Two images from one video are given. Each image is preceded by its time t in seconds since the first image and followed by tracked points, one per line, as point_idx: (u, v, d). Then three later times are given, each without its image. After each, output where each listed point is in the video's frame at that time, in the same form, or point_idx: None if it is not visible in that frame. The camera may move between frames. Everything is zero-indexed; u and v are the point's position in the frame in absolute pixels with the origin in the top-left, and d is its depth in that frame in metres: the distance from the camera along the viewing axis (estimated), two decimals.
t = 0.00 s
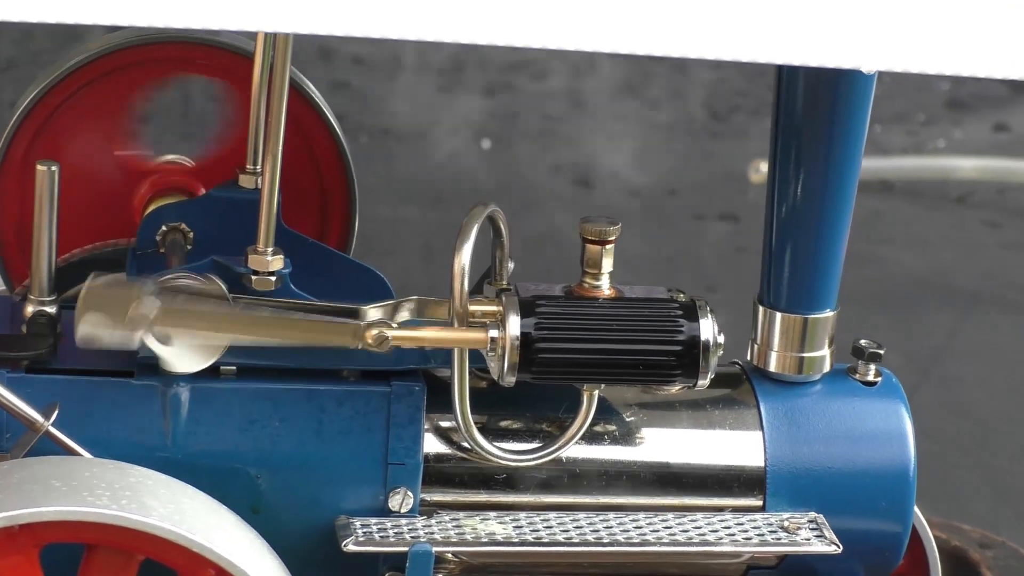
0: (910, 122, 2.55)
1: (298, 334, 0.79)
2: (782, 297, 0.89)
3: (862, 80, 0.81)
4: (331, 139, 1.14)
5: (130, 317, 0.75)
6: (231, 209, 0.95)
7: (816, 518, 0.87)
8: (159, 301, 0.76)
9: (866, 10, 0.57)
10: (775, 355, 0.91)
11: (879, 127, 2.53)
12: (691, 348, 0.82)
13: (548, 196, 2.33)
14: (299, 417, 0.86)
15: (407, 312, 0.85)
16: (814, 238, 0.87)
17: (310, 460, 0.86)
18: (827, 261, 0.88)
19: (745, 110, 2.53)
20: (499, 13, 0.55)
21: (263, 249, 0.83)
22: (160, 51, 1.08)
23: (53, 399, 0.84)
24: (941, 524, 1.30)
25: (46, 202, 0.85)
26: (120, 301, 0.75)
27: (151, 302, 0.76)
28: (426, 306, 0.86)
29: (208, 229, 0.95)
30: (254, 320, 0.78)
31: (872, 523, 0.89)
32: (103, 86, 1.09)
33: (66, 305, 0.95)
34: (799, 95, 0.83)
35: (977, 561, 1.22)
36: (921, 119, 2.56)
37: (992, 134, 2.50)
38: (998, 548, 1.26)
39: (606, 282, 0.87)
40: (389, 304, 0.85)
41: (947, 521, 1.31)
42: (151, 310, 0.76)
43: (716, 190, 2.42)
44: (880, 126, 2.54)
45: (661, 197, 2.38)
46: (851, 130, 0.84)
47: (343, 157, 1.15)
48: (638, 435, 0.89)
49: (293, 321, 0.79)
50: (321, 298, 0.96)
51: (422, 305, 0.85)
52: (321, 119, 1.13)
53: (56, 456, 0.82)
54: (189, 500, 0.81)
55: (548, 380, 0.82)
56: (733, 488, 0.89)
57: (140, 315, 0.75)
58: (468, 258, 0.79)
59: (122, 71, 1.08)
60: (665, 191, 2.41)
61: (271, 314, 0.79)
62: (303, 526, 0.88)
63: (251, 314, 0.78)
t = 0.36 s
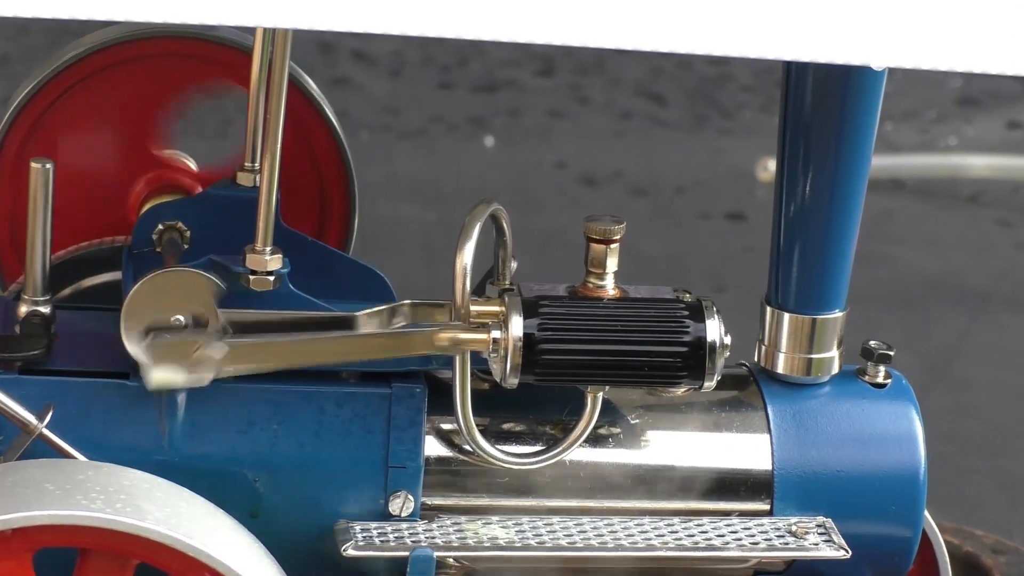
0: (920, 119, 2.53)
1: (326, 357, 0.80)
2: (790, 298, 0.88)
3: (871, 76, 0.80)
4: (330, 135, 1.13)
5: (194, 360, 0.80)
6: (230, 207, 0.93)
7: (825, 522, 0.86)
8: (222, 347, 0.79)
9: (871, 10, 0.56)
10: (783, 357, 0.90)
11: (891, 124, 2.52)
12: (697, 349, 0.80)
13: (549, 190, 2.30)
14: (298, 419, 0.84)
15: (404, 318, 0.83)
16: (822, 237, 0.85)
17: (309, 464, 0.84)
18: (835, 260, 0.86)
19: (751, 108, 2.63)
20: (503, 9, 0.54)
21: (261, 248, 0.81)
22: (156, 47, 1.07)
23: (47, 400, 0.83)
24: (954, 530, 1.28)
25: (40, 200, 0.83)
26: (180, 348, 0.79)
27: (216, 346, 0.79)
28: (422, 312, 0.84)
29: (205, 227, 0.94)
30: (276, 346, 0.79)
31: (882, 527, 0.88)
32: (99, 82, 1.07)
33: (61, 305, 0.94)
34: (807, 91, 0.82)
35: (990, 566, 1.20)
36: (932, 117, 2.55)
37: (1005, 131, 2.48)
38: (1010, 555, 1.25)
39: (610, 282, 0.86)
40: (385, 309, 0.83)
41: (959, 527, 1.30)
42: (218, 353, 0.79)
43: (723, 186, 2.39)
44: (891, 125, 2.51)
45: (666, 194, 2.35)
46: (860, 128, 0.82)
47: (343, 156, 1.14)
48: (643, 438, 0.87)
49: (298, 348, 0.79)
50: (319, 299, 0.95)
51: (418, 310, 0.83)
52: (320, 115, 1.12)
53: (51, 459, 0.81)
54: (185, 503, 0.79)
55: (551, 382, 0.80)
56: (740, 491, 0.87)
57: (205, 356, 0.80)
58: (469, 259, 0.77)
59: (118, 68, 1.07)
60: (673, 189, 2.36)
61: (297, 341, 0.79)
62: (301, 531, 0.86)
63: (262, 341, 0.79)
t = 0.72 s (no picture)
0: (944, 118, 2.51)
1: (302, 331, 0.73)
2: (812, 300, 0.86)
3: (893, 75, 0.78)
4: (342, 134, 1.11)
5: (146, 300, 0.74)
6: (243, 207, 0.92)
7: (848, 529, 0.84)
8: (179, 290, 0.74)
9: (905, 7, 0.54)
10: (805, 360, 0.88)
11: (914, 122, 2.50)
12: (718, 351, 0.78)
13: (563, 189, 2.28)
14: (311, 424, 0.82)
15: (429, 316, 0.82)
16: (845, 238, 0.84)
17: (322, 470, 0.83)
18: (859, 261, 0.84)
19: (772, 105, 2.63)
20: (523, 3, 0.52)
21: (274, 249, 0.79)
22: (167, 45, 1.06)
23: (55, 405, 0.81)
24: (980, 536, 1.26)
25: (48, 200, 0.81)
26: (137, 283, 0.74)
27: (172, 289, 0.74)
28: (447, 309, 0.83)
29: (216, 228, 0.92)
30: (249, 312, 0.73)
31: (906, 534, 0.86)
32: (108, 80, 1.06)
33: (69, 306, 0.92)
34: (829, 89, 0.80)
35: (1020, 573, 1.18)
36: (957, 116, 2.53)
37: None
38: None
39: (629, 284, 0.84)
40: (409, 307, 0.82)
41: (986, 533, 1.27)
42: (173, 297, 0.74)
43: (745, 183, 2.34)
44: (915, 123, 2.49)
45: (686, 194, 2.33)
46: (884, 125, 0.80)
47: (357, 152, 1.12)
48: (663, 443, 0.85)
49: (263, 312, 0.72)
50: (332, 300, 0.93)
51: (443, 308, 0.82)
52: (332, 113, 1.10)
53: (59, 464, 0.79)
54: (196, 509, 0.78)
55: (569, 385, 0.79)
56: (760, 497, 0.85)
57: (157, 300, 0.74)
58: (485, 260, 0.75)
59: (129, 65, 1.06)
60: (690, 190, 2.35)
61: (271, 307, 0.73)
62: (314, 537, 0.84)
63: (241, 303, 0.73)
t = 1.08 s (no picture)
0: (960, 116, 2.48)
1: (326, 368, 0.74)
2: (824, 302, 0.85)
3: (907, 73, 0.77)
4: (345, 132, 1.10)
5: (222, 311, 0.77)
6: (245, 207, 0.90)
7: (859, 535, 0.82)
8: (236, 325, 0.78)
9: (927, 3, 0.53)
10: (816, 363, 0.86)
11: (928, 120, 2.47)
12: (727, 354, 0.77)
13: (568, 188, 2.27)
14: (313, 427, 0.81)
15: (418, 321, 0.80)
16: (857, 239, 0.82)
17: (324, 474, 0.81)
18: (871, 262, 0.83)
19: (783, 104, 2.59)
20: None
21: (275, 249, 0.78)
22: (166, 41, 1.04)
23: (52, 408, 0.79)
24: (994, 544, 1.24)
25: (47, 201, 0.80)
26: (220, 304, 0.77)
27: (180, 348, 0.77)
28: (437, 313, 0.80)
29: (216, 227, 0.91)
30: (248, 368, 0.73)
31: (918, 539, 0.85)
32: (107, 77, 1.05)
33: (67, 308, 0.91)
34: (842, 87, 0.79)
35: None
36: (972, 114, 2.50)
37: None
38: None
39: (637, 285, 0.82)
40: (396, 312, 0.80)
41: (1002, 542, 1.25)
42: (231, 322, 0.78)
43: (755, 184, 2.34)
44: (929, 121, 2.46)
45: (696, 193, 2.31)
46: (897, 122, 0.79)
47: (361, 152, 1.11)
48: (671, 447, 0.84)
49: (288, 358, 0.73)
50: (335, 302, 0.92)
51: (433, 313, 0.80)
52: (335, 111, 1.09)
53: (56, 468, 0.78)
54: (195, 513, 0.76)
55: (576, 389, 0.77)
56: (770, 502, 0.84)
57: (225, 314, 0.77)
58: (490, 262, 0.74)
59: (129, 61, 1.04)
60: (700, 189, 2.33)
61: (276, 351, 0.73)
62: (316, 543, 0.83)
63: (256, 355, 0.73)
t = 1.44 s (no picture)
0: (970, 111, 2.44)
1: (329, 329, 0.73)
2: (829, 301, 0.83)
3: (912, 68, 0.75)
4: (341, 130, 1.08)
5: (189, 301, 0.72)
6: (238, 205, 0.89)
7: (866, 539, 0.81)
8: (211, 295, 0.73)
9: None
10: (821, 363, 0.85)
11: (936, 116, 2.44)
12: (731, 355, 0.75)
13: (569, 187, 2.25)
14: (308, 429, 0.79)
15: (437, 319, 0.79)
16: (863, 238, 0.80)
17: (319, 477, 0.80)
18: (877, 261, 0.81)
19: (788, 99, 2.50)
20: None
21: (269, 247, 0.76)
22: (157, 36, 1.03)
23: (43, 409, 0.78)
24: (1003, 546, 1.22)
25: (36, 198, 0.78)
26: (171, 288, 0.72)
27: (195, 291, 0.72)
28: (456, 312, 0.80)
29: (209, 226, 0.89)
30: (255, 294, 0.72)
31: (926, 543, 0.83)
32: (97, 72, 1.03)
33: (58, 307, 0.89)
34: (847, 82, 0.77)
35: None
36: (982, 109, 2.46)
37: None
38: None
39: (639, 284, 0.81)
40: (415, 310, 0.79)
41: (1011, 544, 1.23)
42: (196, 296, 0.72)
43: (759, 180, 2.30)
44: (937, 117, 2.43)
45: (699, 191, 2.28)
46: (903, 119, 0.77)
47: (357, 151, 1.09)
48: (673, 449, 0.82)
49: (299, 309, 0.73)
50: (331, 301, 0.90)
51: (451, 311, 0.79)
52: (332, 109, 1.07)
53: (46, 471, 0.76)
54: (188, 516, 0.74)
55: (576, 390, 0.75)
56: (775, 505, 0.82)
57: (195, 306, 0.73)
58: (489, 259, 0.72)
59: (130, 54, 1.03)
60: (705, 187, 2.30)
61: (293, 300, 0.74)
62: (311, 547, 0.81)
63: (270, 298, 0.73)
